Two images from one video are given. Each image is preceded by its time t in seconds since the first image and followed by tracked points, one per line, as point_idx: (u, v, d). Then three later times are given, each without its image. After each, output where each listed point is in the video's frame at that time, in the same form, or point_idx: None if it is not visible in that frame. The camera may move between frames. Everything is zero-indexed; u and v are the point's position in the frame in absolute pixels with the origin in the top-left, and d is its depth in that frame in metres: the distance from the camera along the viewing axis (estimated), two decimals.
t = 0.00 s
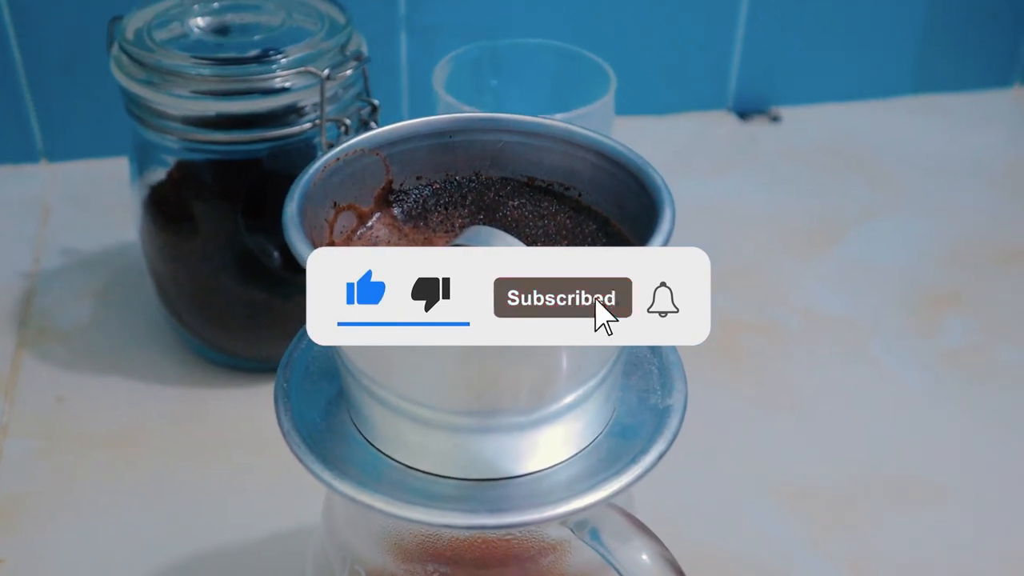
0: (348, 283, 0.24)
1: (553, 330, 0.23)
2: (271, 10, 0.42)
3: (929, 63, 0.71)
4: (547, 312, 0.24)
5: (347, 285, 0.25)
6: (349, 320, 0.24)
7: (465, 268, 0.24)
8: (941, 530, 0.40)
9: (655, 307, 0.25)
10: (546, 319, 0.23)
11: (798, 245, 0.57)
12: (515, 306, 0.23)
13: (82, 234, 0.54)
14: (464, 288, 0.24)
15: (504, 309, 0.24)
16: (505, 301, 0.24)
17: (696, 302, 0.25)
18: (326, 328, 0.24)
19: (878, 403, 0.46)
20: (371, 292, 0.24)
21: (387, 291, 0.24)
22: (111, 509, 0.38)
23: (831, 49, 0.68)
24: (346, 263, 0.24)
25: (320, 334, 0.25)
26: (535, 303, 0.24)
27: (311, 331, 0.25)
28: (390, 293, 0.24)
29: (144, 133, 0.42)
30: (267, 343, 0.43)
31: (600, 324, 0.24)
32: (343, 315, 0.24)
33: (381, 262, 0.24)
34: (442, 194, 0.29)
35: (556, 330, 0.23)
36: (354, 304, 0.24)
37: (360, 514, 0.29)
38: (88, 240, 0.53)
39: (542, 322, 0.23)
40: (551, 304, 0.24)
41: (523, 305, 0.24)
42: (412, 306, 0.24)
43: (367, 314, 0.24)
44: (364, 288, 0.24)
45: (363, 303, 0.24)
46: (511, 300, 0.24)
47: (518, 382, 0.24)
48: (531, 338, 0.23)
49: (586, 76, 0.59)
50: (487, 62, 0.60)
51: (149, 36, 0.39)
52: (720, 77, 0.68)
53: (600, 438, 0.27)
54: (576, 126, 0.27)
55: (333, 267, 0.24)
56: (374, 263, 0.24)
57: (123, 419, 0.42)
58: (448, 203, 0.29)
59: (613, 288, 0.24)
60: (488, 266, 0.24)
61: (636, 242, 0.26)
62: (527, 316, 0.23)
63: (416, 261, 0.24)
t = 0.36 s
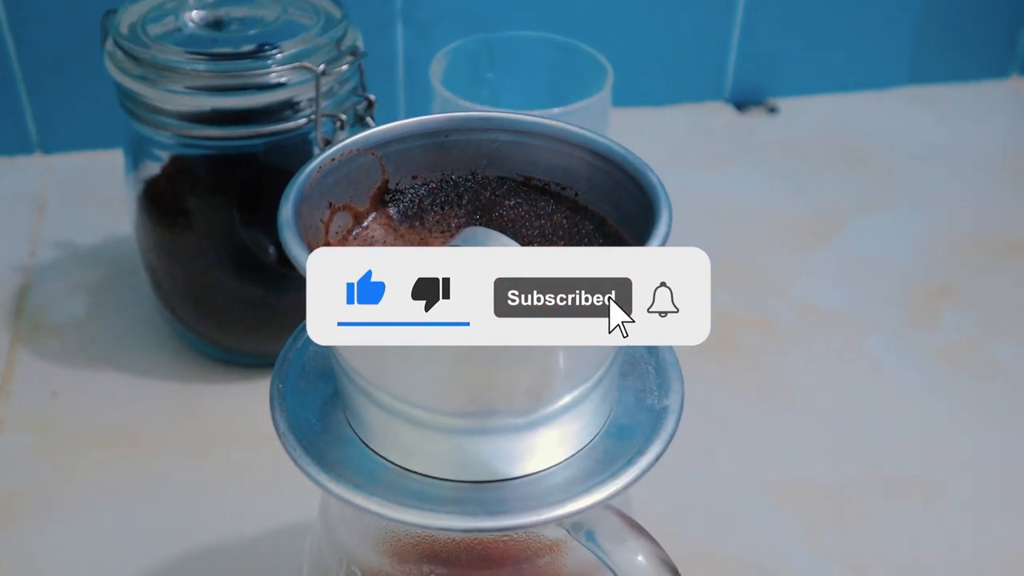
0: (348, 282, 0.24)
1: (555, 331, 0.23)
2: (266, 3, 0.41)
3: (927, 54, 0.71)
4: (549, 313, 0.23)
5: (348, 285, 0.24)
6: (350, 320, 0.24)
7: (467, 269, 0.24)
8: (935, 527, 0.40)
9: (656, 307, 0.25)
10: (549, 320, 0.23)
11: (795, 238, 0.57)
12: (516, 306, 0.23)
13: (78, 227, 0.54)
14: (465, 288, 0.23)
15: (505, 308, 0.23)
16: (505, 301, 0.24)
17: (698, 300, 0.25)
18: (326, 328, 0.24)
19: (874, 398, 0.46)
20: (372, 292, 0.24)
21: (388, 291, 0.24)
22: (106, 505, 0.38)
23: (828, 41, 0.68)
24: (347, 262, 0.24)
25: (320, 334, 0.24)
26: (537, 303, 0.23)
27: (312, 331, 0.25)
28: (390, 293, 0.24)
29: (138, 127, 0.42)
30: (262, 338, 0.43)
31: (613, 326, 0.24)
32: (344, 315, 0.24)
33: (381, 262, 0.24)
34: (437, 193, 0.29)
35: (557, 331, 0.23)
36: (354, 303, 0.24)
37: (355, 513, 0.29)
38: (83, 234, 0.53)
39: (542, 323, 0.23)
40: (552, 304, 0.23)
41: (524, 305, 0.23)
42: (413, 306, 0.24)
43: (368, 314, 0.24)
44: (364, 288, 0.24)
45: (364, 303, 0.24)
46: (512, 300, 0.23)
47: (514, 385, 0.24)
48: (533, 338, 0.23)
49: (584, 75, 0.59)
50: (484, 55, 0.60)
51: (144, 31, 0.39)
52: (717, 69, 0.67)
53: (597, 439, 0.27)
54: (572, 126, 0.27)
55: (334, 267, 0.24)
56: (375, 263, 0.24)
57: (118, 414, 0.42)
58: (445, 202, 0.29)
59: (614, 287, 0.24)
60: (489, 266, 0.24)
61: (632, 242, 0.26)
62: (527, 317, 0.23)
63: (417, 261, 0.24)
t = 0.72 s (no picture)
0: (349, 283, 0.24)
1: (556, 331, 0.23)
2: None
3: (923, 48, 0.71)
4: (549, 313, 0.23)
5: (347, 284, 0.24)
6: (349, 320, 0.24)
7: (467, 270, 0.24)
8: (929, 524, 0.40)
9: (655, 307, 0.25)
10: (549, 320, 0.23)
11: (790, 233, 0.57)
12: (518, 305, 0.23)
13: (72, 223, 0.54)
14: (465, 288, 0.23)
15: (505, 308, 0.23)
16: (506, 301, 0.23)
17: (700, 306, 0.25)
18: (326, 328, 0.24)
19: (868, 394, 0.46)
20: (370, 292, 0.24)
21: (387, 291, 0.24)
22: (100, 503, 0.38)
23: (824, 34, 0.68)
24: (348, 262, 0.24)
25: (320, 334, 0.24)
26: (538, 303, 0.23)
27: (311, 330, 0.24)
28: (390, 293, 0.24)
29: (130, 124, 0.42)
30: (256, 336, 0.43)
31: (672, 326, 0.25)
32: (343, 315, 0.24)
33: (382, 262, 0.24)
34: (432, 192, 0.29)
35: (558, 331, 0.23)
36: (354, 304, 0.24)
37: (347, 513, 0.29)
38: (77, 229, 0.53)
39: (543, 323, 0.23)
40: (552, 304, 0.23)
41: (524, 305, 0.23)
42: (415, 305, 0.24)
43: (368, 314, 0.24)
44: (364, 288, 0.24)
45: (363, 303, 0.24)
46: (512, 299, 0.23)
47: (509, 386, 0.24)
48: (534, 337, 0.23)
49: (578, 69, 0.59)
50: (479, 51, 0.59)
51: (137, 27, 0.39)
52: (713, 63, 0.67)
53: (590, 440, 0.27)
54: (566, 125, 0.27)
55: (335, 267, 0.24)
56: (375, 263, 0.24)
57: (112, 412, 0.42)
58: (438, 201, 0.29)
59: (616, 287, 0.24)
60: (489, 266, 0.24)
61: (626, 241, 0.26)
62: (528, 317, 0.23)
63: (417, 261, 0.24)
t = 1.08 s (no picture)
0: (348, 282, 0.24)
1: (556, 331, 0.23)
2: None
3: (921, 41, 0.71)
4: (549, 313, 0.23)
5: (346, 284, 0.24)
6: (349, 320, 0.24)
7: (466, 270, 0.24)
8: (925, 520, 0.40)
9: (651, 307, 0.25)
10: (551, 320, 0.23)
11: (787, 228, 0.57)
12: (518, 305, 0.23)
13: (70, 218, 0.54)
14: (465, 288, 0.23)
15: (505, 308, 0.23)
16: (506, 301, 0.23)
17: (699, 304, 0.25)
18: (326, 328, 0.24)
19: (865, 390, 0.46)
20: (370, 292, 0.24)
21: (386, 291, 0.24)
22: (99, 500, 0.38)
23: (822, 28, 0.68)
24: (348, 262, 0.24)
25: (320, 333, 0.24)
26: (538, 303, 0.23)
27: (311, 330, 0.24)
28: (390, 293, 0.24)
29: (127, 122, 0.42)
30: (253, 332, 0.43)
31: (680, 326, 0.25)
32: (343, 315, 0.24)
33: (383, 262, 0.24)
34: (428, 192, 0.29)
35: (557, 331, 0.23)
36: (354, 304, 0.24)
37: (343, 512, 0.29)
38: (75, 225, 0.53)
39: (544, 323, 0.23)
40: (552, 304, 0.23)
41: (524, 305, 0.23)
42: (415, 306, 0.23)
43: (368, 314, 0.24)
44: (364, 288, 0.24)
45: (363, 302, 0.24)
46: (512, 299, 0.23)
47: (504, 387, 0.24)
48: (534, 338, 0.23)
49: (576, 65, 0.59)
50: (476, 46, 0.59)
51: (134, 25, 0.39)
52: (711, 57, 0.67)
53: (586, 440, 0.27)
54: (562, 125, 0.27)
55: (336, 265, 0.24)
56: (376, 263, 0.24)
57: (111, 409, 0.42)
58: (434, 202, 0.29)
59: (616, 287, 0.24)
60: (489, 266, 0.24)
61: (621, 242, 0.26)
62: (527, 317, 0.23)
63: (416, 261, 0.24)
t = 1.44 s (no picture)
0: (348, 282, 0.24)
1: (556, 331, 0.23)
2: None
3: (919, 39, 0.71)
4: (549, 313, 0.23)
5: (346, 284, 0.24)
6: (349, 320, 0.23)
7: (462, 269, 0.24)
8: (921, 519, 0.40)
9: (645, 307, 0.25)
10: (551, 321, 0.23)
11: (785, 227, 0.57)
12: (518, 305, 0.23)
13: (66, 218, 0.54)
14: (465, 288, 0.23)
15: (505, 308, 0.23)
16: (507, 301, 0.23)
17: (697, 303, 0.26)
18: (326, 328, 0.23)
19: (862, 389, 0.46)
20: (370, 292, 0.24)
21: (386, 291, 0.24)
22: (94, 499, 0.38)
23: (820, 27, 0.68)
24: (347, 262, 0.24)
25: (320, 333, 0.24)
26: (539, 303, 0.23)
27: (310, 328, 0.24)
28: (390, 293, 0.24)
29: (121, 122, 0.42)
30: (249, 332, 0.43)
31: (680, 330, 0.26)
32: (343, 315, 0.24)
33: (381, 262, 0.24)
34: (420, 191, 0.29)
35: (557, 330, 0.23)
36: (354, 304, 0.24)
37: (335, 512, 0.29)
38: (71, 225, 0.53)
39: (543, 324, 0.23)
40: (552, 304, 0.23)
41: (525, 305, 0.23)
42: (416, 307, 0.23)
43: (369, 315, 0.23)
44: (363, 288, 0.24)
45: (364, 302, 0.24)
46: (512, 299, 0.23)
47: (495, 386, 0.24)
48: (534, 337, 0.23)
49: (573, 64, 0.59)
50: (473, 45, 0.59)
51: (128, 24, 0.39)
52: (709, 55, 0.67)
53: (577, 438, 0.27)
54: (553, 123, 0.27)
55: (335, 265, 0.24)
56: (375, 263, 0.24)
57: (107, 408, 0.42)
58: (426, 201, 0.29)
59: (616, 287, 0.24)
60: (488, 267, 0.24)
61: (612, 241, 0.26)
62: (528, 317, 0.23)
63: (417, 261, 0.24)
